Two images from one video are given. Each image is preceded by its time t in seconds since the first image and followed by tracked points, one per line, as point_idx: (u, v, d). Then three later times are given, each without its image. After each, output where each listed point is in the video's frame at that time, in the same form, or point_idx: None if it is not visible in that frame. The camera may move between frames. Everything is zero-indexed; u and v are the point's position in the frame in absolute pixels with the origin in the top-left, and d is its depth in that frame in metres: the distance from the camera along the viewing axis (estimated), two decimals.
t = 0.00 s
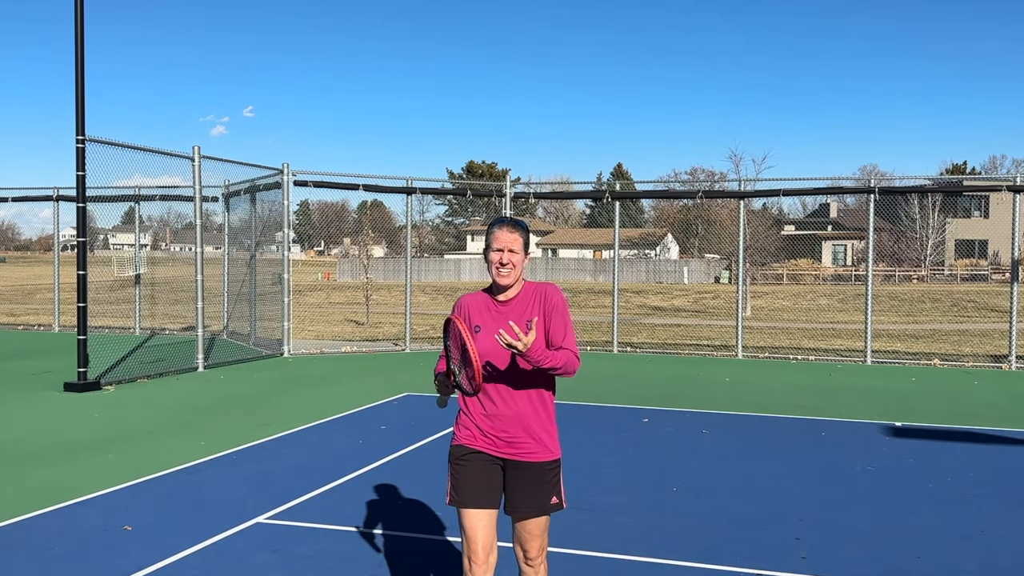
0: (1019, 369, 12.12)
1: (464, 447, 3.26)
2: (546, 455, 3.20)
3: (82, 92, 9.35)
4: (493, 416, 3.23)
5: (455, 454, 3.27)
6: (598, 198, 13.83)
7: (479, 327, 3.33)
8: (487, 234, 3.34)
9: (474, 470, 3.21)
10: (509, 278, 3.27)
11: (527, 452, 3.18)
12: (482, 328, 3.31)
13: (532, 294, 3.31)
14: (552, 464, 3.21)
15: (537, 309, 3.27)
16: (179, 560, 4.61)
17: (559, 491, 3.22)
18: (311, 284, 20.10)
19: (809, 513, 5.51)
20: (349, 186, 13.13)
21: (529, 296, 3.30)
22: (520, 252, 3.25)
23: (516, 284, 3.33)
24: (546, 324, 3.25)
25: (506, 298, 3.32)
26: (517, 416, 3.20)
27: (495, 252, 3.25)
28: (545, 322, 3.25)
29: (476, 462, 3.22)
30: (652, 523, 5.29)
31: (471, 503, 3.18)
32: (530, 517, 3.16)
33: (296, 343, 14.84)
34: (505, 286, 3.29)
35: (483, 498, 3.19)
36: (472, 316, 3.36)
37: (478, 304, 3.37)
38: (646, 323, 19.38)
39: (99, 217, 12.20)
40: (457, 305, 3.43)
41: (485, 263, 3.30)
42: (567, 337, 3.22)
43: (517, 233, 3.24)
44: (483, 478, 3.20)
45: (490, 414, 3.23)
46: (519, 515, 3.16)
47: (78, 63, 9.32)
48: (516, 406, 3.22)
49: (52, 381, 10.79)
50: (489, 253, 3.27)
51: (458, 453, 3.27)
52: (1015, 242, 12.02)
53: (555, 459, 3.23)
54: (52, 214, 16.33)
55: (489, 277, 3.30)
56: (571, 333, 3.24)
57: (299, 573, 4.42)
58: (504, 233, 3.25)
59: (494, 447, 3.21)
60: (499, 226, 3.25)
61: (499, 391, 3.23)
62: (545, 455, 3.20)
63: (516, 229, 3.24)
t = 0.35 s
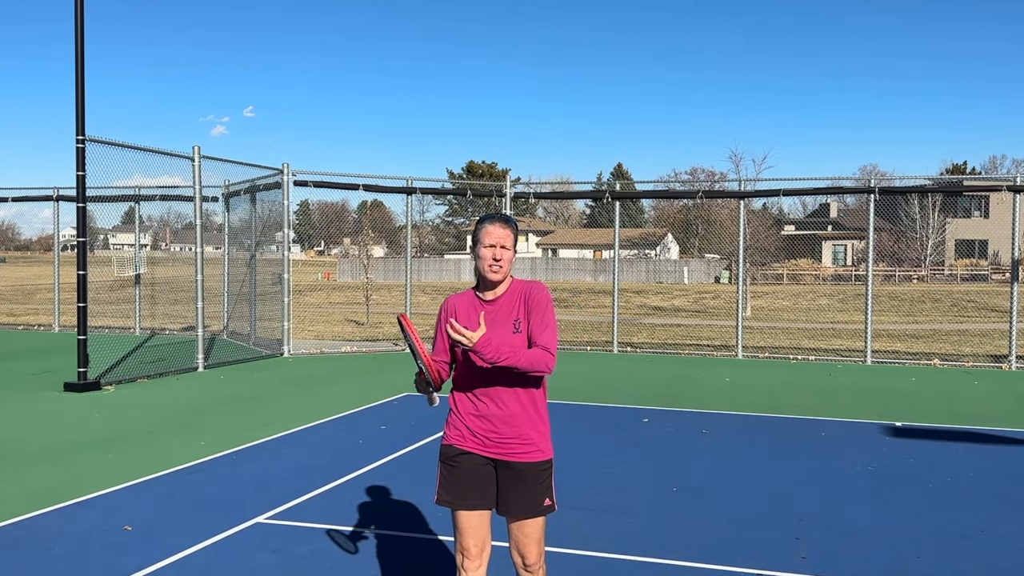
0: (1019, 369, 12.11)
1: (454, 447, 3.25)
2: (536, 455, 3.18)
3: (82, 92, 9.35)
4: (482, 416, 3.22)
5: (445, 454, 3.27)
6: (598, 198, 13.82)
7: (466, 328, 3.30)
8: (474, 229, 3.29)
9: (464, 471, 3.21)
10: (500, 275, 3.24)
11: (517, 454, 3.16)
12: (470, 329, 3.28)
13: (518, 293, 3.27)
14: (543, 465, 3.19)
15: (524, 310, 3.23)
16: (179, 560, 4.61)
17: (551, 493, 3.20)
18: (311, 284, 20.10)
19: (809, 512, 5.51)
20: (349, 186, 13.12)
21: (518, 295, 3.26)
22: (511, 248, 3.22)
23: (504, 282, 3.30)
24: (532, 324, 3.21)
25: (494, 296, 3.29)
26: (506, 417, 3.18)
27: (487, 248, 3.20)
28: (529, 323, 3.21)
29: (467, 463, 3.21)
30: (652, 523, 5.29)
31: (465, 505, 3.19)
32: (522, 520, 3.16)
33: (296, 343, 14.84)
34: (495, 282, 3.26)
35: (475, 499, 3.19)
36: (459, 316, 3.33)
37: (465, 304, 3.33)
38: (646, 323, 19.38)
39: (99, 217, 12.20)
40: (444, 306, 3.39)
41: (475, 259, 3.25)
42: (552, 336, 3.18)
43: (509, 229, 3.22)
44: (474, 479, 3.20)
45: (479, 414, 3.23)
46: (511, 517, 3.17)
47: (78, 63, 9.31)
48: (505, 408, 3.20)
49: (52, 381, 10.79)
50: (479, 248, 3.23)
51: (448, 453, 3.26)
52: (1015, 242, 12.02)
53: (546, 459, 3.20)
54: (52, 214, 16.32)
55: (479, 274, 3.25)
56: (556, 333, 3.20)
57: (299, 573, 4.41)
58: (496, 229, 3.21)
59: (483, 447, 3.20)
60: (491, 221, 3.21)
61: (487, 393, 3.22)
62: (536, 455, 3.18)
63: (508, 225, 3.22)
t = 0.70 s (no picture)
0: (1019, 369, 12.11)
1: (451, 448, 3.25)
2: (533, 458, 3.18)
3: (82, 92, 9.35)
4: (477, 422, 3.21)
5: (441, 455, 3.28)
6: (598, 198, 13.82)
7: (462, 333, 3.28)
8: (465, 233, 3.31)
9: (461, 472, 3.21)
10: (493, 279, 3.23)
11: (514, 456, 3.16)
12: (465, 335, 3.27)
13: (515, 298, 3.26)
14: (540, 467, 3.19)
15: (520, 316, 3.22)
16: (180, 560, 4.61)
17: (548, 496, 3.20)
18: (311, 284, 20.11)
19: (809, 512, 5.51)
20: (349, 186, 13.12)
21: (515, 301, 3.26)
22: (504, 250, 3.23)
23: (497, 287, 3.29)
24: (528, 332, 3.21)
25: (489, 299, 3.28)
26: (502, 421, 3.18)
27: (480, 250, 3.20)
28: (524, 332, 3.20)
29: (464, 464, 3.21)
30: (652, 523, 5.30)
31: (462, 506, 3.19)
32: (519, 523, 3.17)
33: (296, 343, 14.85)
34: (489, 286, 3.25)
35: (472, 500, 3.19)
36: (455, 320, 3.31)
37: (461, 308, 3.33)
38: (646, 323, 19.38)
39: (99, 217, 12.20)
40: (440, 308, 3.39)
41: (467, 263, 3.24)
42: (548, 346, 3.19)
43: (502, 231, 3.24)
44: (471, 480, 3.20)
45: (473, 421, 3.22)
46: (508, 520, 3.17)
47: (78, 63, 9.31)
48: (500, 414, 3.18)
49: (52, 381, 10.79)
50: (471, 252, 3.22)
51: (445, 454, 3.27)
52: (1015, 242, 12.02)
53: (543, 462, 3.21)
54: (52, 214, 16.31)
55: (473, 278, 3.24)
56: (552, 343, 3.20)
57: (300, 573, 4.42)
58: (490, 232, 3.23)
59: (479, 449, 3.20)
60: (484, 224, 3.24)
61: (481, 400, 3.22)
62: (533, 458, 3.18)
63: (501, 229, 3.26)
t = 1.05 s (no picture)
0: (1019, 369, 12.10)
1: (452, 449, 3.25)
2: (536, 457, 3.18)
3: (82, 92, 9.34)
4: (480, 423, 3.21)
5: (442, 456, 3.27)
6: (598, 198, 13.81)
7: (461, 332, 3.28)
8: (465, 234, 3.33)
9: (462, 473, 3.20)
10: (490, 280, 3.23)
11: (518, 454, 3.17)
12: (466, 333, 3.26)
13: (516, 297, 3.27)
14: (542, 466, 3.20)
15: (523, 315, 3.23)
16: (180, 560, 4.61)
17: (551, 494, 3.20)
18: (311, 284, 20.10)
19: (809, 513, 5.51)
20: (349, 186, 13.11)
21: (517, 300, 3.26)
22: (500, 251, 3.23)
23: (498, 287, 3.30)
24: (533, 330, 3.23)
25: (489, 298, 3.28)
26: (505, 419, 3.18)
27: (475, 251, 3.22)
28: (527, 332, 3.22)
29: (465, 466, 3.21)
30: (652, 523, 5.30)
31: (463, 508, 3.18)
32: (522, 523, 3.17)
33: (296, 343, 14.85)
34: (485, 286, 3.24)
35: (474, 502, 3.19)
36: (456, 319, 3.31)
37: (459, 306, 3.33)
38: (646, 323, 19.38)
39: (99, 217, 12.20)
40: (440, 308, 3.38)
41: (464, 264, 3.26)
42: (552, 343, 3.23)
43: (498, 232, 3.24)
44: (472, 480, 3.19)
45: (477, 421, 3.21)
46: (512, 520, 3.16)
47: (78, 63, 9.31)
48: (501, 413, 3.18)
49: (51, 381, 10.78)
50: (468, 252, 3.24)
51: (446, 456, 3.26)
52: (1015, 242, 12.01)
53: (545, 460, 3.21)
54: (52, 214, 16.31)
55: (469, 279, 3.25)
56: (557, 345, 3.25)
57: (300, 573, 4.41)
58: (486, 233, 3.23)
59: (482, 450, 3.20)
60: (480, 225, 3.24)
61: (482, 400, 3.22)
62: (535, 456, 3.19)
63: (497, 229, 3.25)
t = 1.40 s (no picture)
0: (1019, 369, 12.10)
1: (453, 451, 3.23)
2: (538, 455, 3.20)
3: (82, 92, 9.35)
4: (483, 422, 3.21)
5: (443, 458, 3.25)
6: (598, 198, 13.81)
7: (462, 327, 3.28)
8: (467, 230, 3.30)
9: (463, 474, 3.19)
10: (495, 278, 3.23)
11: (520, 453, 3.17)
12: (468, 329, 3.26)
13: (518, 295, 3.29)
14: (543, 464, 3.21)
15: (525, 313, 3.27)
16: (180, 560, 4.61)
17: (552, 493, 3.21)
18: (311, 284, 20.10)
19: (808, 513, 5.51)
20: (349, 186, 13.11)
21: (519, 298, 3.28)
22: (505, 250, 3.23)
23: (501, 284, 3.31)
24: (534, 328, 3.27)
25: (490, 297, 3.30)
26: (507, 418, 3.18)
27: (480, 251, 3.21)
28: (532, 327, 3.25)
29: (467, 467, 3.20)
30: (652, 523, 5.30)
31: (464, 510, 3.17)
32: (524, 523, 3.17)
33: (296, 343, 14.85)
34: (489, 285, 3.25)
35: (475, 503, 3.18)
36: (457, 315, 3.30)
37: (460, 302, 3.32)
38: (646, 323, 19.39)
39: (99, 217, 12.20)
40: (439, 304, 3.36)
41: (468, 262, 3.25)
42: (554, 340, 3.28)
43: (502, 230, 3.22)
44: (473, 481, 3.19)
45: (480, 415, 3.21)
46: (514, 520, 3.16)
47: (78, 63, 9.31)
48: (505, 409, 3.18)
49: (51, 381, 10.78)
50: (472, 251, 3.23)
51: (446, 457, 3.24)
52: (1015, 242, 12.01)
53: (546, 458, 3.22)
54: (52, 214, 16.31)
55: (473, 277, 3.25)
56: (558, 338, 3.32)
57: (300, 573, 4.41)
58: (489, 231, 3.21)
59: (483, 450, 3.19)
60: (484, 223, 3.21)
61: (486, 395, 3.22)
62: (537, 455, 3.20)
63: (500, 226, 3.22)
